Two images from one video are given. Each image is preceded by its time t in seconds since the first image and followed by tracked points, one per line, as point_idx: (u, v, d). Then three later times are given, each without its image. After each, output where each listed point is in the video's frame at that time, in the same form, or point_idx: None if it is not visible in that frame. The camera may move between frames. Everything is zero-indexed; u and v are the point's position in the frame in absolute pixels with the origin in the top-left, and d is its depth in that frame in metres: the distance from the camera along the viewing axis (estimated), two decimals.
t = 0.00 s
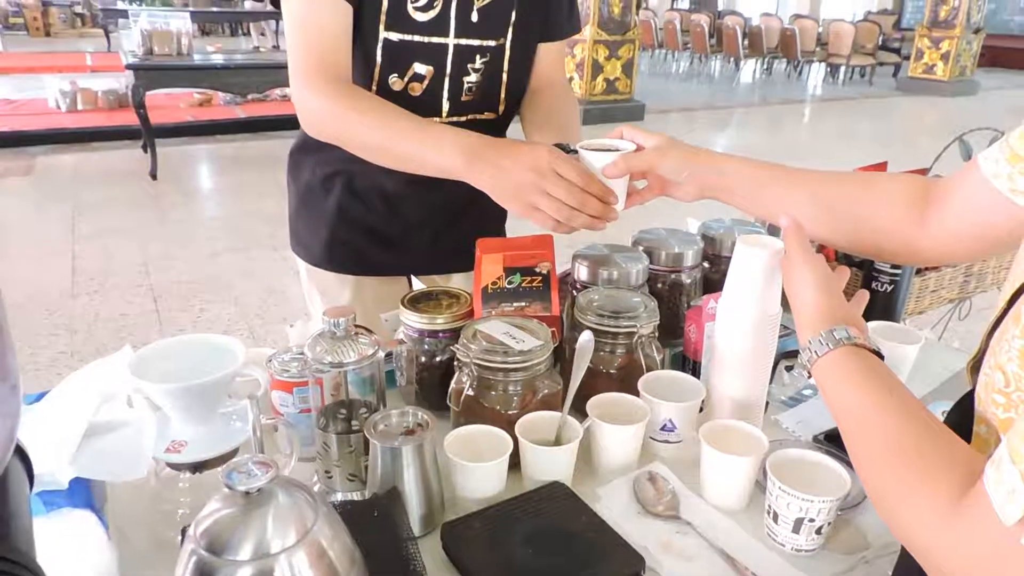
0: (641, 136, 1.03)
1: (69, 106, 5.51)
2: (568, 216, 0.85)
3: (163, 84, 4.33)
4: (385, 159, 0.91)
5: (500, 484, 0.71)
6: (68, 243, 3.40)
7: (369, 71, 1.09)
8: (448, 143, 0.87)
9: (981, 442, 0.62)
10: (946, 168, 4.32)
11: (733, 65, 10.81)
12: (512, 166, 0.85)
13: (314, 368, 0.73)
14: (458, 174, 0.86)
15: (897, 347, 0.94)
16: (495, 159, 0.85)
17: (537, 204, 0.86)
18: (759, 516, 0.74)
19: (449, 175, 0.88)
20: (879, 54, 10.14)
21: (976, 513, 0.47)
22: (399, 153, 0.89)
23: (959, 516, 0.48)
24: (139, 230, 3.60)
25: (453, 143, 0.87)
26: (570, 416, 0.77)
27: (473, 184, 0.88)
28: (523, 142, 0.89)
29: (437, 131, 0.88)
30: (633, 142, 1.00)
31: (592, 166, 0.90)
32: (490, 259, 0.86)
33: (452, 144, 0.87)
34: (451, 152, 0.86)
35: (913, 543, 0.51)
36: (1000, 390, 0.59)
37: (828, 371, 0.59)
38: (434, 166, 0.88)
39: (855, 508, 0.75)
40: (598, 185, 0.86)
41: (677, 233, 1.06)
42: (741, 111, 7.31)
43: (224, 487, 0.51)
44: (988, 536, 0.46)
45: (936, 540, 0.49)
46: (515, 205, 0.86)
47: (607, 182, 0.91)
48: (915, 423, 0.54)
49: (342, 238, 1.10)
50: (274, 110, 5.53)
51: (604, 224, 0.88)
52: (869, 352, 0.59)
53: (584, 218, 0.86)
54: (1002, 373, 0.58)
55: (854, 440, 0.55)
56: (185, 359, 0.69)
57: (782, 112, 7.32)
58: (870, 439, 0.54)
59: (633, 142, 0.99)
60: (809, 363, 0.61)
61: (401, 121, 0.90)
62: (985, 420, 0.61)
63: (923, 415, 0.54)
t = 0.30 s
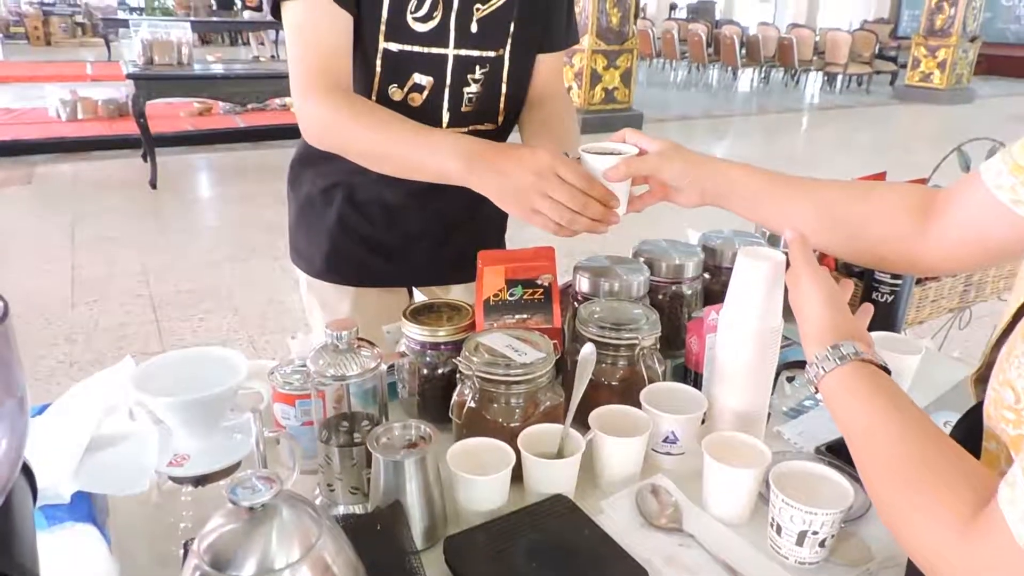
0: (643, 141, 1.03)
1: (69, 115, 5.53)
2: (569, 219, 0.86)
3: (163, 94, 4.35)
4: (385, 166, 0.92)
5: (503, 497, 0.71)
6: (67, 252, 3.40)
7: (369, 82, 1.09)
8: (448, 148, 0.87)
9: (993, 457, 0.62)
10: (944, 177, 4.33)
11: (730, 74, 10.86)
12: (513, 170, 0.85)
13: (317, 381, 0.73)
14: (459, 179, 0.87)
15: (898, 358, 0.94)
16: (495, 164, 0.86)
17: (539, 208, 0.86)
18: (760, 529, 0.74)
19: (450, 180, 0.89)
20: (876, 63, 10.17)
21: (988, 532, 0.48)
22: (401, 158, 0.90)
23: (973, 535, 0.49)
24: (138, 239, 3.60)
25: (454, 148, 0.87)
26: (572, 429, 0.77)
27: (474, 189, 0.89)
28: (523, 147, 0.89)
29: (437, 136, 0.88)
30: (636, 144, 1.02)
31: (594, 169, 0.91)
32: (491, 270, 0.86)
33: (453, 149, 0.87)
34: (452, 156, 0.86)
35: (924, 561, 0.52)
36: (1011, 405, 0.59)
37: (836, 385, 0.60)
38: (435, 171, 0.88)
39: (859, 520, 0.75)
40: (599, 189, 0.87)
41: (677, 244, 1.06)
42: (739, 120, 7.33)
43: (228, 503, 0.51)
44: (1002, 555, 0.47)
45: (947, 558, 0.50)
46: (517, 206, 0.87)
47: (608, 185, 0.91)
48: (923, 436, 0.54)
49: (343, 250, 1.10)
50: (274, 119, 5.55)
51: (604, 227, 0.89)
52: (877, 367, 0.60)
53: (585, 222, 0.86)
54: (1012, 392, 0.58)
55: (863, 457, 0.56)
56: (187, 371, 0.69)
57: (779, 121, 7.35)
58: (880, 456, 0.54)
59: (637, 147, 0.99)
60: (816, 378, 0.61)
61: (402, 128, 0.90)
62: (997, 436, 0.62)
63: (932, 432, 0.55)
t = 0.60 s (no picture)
0: (647, 146, 1.02)
1: (69, 128, 5.55)
2: (571, 227, 0.86)
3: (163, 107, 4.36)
4: (387, 177, 0.92)
5: (506, 514, 0.71)
6: (67, 265, 3.40)
7: (369, 95, 1.09)
8: (450, 158, 0.87)
9: (1000, 478, 0.64)
10: (943, 190, 4.35)
11: (729, 86, 10.90)
12: (515, 178, 0.85)
13: (319, 398, 0.73)
14: (461, 188, 0.87)
15: (900, 372, 0.95)
16: (497, 172, 0.86)
17: (542, 216, 0.86)
18: (764, 545, 0.74)
19: (452, 190, 0.89)
20: (873, 75, 10.22)
21: (1005, 555, 0.49)
22: (403, 169, 0.90)
23: (987, 559, 0.50)
24: (138, 251, 3.60)
25: (457, 158, 0.87)
26: (575, 445, 0.77)
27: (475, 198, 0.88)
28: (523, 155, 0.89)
29: (439, 146, 0.89)
30: (640, 149, 1.01)
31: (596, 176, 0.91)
32: (492, 288, 0.87)
33: (456, 158, 0.87)
34: (456, 166, 0.87)
35: None
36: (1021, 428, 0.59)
37: (843, 405, 0.61)
38: (438, 180, 0.88)
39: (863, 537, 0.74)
40: (602, 195, 0.87)
41: (678, 259, 1.06)
42: (737, 132, 7.36)
43: (231, 524, 0.51)
44: None
45: None
46: (520, 215, 0.87)
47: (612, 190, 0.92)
48: (934, 458, 0.56)
49: (343, 264, 1.10)
50: (274, 132, 5.56)
51: (606, 234, 0.89)
52: (884, 387, 0.61)
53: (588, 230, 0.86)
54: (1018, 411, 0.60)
55: (876, 478, 0.57)
56: (189, 388, 0.70)
57: (777, 132, 7.38)
58: (894, 478, 0.55)
59: (641, 153, 0.98)
60: (824, 397, 0.62)
61: (405, 139, 0.90)
62: (1005, 456, 0.63)
63: (944, 454, 0.56)
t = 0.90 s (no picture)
0: (650, 154, 1.02)
1: (69, 142, 5.57)
2: (574, 230, 0.86)
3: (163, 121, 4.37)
4: (389, 186, 0.92)
5: (505, 531, 0.71)
6: (66, 279, 3.40)
7: (369, 107, 1.09)
8: (453, 166, 0.88)
9: (1000, 494, 0.63)
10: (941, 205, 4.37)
11: (726, 100, 10.96)
12: (516, 185, 0.86)
13: (320, 414, 0.72)
14: (463, 195, 0.87)
15: (898, 386, 0.95)
16: (499, 179, 0.86)
17: (545, 221, 0.86)
18: (764, 560, 0.74)
19: (454, 198, 0.89)
20: (870, 87, 10.28)
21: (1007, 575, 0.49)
22: (405, 178, 0.90)
23: None
24: (138, 266, 3.61)
25: (458, 166, 0.87)
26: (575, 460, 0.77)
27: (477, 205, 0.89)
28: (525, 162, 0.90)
29: (440, 156, 0.89)
30: (643, 157, 1.03)
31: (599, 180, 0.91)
32: (492, 303, 0.87)
33: (457, 165, 0.88)
34: (458, 173, 0.87)
35: None
36: None
37: (847, 422, 0.61)
38: (440, 188, 0.89)
39: (862, 550, 0.75)
40: (603, 200, 0.88)
41: (676, 274, 1.07)
42: (734, 145, 7.40)
43: (234, 542, 0.51)
44: None
45: None
46: (523, 220, 0.87)
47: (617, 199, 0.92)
48: (938, 475, 0.56)
49: (346, 281, 1.11)
50: (274, 146, 5.59)
51: (608, 239, 0.90)
52: (888, 403, 0.62)
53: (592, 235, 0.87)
54: None
55: (879, 495, 0.57)
56: (192, 406, 0.70)
57: (775, 145, 7.41)
58: (897, 496, 0.56)
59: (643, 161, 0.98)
60: (827, 413, 0.63)
61: (406, 149, 0.91)
62: (1005, 472, 0.62)
63: (949, 472, 0.56)
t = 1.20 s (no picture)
0: (649, 170, 1.02)
1: (70, 155, 5.59)
2: (573, 244, 0.87)
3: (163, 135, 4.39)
4: (391, 201, 0.93)
5: (504, 547, 0.71)
6: (65, 293, 3.40)
7: (369, 124, 1.10)
8: (454, 182, 0.89)
9: (996, 511, 0.63)
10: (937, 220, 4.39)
11: (723, 114, 11.03)
12: (516, 200, 0.86)
13: (319, 430, 0.73)
14: (464, 210, 0.88)
15: (893, 402, 0.95)
16: (499, 194, 0.87)
17: (545, 234, 0.87)
18: None
19: (455, 212, 0.90)
20: (866, 102, 10.35)
21: None
22: (407, 194, 0.91)
23: None
24: (137, 279, 3.61)
25: (458, 182, 0.88)
26: (573, 477, 0.77)
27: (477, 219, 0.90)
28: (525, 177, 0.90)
29: (441, 171, 0.90)
30: (642, 172, 1.03)
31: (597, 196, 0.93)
32: (491, 319, 0.88)
33: (458, 179, 0.89)
34: (458, 188, 0.88)
35: None
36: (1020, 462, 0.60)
37: (845, 441, 0.62)
38: (441, 203, 0.90)
39: (859, 568, 0.74)
40: (603, 213, 0.88)
41: (674, 290, 1.08)
42: (732, 159, 7.44)
43: (235, 559, 0.51)
44: None
45: None
46: (522, 234, 0.88)
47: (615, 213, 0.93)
48: (933, 492, 0.57)
49: (347, 298, 1.11)
50: (274, 159, 5.61)
51: (608, 251, 0.90)
52: (884, 421, 0.62)
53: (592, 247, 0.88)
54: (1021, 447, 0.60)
55: (875, 512, 0.58)
56: (192, 421, 0.71)
57: (773, 159, 7.45)
58: (894, 514, 0.56)
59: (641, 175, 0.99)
60: (826, 431, 0.64)
61: (408, 165, 0.92)
62: (1001, 491, 0.63)
63: (945, 490, 0.57)
